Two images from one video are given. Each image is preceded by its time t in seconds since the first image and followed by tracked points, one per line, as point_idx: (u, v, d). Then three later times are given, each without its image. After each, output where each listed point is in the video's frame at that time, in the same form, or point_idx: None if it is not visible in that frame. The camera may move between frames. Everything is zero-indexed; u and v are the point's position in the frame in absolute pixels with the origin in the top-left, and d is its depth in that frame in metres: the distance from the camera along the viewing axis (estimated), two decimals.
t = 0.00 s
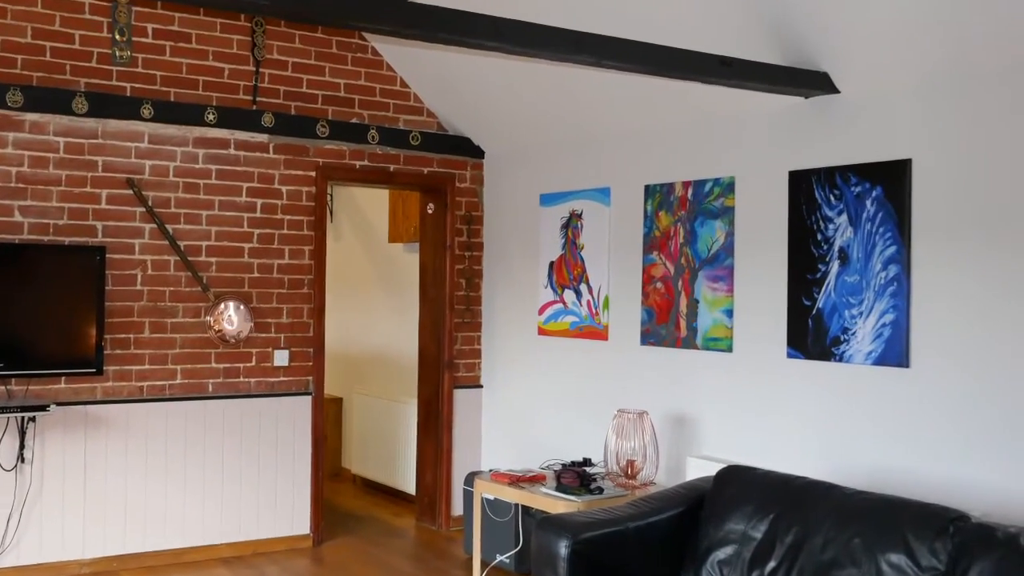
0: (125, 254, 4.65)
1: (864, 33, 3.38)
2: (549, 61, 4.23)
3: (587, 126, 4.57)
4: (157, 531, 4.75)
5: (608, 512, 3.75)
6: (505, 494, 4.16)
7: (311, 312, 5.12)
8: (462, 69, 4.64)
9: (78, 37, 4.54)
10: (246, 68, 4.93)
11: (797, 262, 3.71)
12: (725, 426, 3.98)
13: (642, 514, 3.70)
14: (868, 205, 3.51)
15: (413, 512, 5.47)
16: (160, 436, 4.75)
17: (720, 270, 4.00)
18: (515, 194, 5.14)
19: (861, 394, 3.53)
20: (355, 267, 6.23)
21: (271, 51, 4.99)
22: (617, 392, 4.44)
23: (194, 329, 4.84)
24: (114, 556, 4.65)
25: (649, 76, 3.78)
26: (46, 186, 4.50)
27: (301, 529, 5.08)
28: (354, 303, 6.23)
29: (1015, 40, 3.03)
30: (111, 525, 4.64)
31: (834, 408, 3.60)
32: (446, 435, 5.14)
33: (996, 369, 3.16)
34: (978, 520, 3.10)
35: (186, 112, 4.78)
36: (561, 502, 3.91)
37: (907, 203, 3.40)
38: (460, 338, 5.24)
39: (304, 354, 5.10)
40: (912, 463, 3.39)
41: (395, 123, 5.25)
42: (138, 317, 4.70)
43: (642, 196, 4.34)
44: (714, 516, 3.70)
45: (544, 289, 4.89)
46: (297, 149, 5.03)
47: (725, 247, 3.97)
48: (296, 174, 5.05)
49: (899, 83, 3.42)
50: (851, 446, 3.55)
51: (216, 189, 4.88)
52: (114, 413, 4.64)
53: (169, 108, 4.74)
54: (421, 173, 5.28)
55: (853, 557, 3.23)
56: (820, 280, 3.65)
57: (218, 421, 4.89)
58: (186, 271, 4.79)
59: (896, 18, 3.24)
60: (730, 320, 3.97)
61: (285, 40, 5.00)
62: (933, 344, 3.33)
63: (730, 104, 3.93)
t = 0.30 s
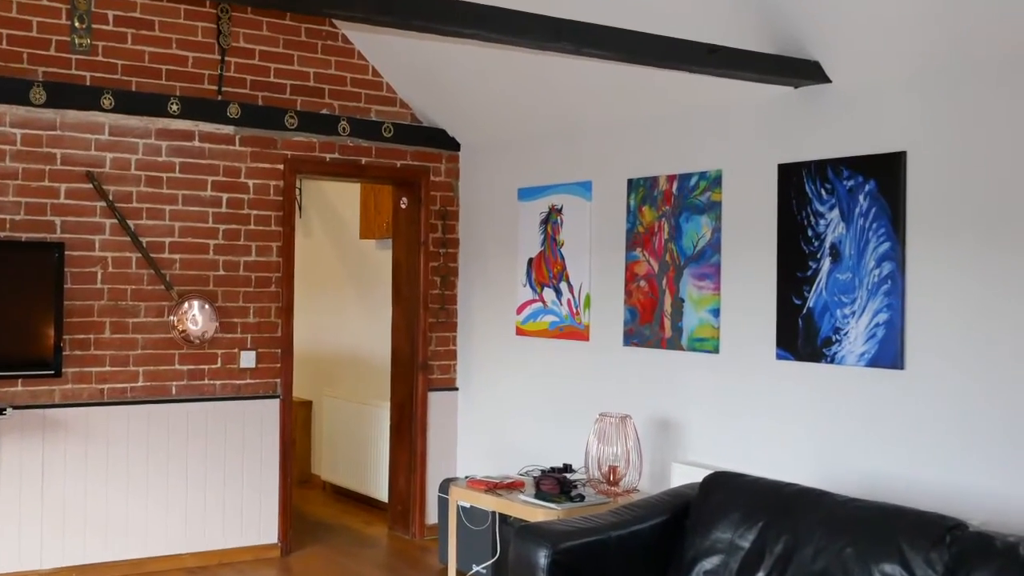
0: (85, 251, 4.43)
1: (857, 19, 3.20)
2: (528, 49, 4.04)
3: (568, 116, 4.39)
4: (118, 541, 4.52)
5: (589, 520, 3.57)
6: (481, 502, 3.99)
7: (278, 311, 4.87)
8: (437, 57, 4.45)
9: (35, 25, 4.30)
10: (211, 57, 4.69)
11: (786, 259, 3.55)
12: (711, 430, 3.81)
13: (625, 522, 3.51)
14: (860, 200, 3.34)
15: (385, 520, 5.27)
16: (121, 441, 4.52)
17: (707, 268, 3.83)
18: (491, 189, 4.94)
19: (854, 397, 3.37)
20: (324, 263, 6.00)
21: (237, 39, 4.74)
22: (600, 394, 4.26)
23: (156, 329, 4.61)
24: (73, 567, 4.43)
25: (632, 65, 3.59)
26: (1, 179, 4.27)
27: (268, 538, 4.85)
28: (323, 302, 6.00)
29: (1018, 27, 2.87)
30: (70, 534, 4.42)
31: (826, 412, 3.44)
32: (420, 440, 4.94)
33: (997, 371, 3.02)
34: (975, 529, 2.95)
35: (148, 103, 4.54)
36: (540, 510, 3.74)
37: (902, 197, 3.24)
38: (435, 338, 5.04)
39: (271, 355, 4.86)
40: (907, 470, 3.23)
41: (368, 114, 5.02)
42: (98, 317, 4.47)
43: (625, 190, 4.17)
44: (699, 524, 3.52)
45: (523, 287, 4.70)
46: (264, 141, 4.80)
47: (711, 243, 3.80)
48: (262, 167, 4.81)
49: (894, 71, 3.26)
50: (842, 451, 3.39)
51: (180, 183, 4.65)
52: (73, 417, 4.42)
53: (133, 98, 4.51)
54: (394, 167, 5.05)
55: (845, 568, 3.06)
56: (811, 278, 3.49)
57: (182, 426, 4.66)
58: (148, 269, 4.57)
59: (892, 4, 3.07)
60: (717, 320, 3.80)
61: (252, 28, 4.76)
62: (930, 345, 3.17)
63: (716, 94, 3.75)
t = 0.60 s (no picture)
0: (45, 248, 4.22)
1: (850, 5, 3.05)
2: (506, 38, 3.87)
3: (548, 108, 4.23)
4: (79, 550, 4.32)
5: (570, 527, 3.41)
6: (458, 509, 3.84)
7: (246, 310, 4.66)
8: (412, 45, 4.27)
9: None
10: (176, 45, 4.47)
11: (775, 256, 3.40)
12: (698, 435, 3.66)
13: (608, 530, 3.35)
14: (853, 195, 3.19)
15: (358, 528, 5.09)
16: (83, 446, 4.32)
17: (693, 266, 3.69)
18: (468, 184, 4.76)
19: (847, 401, 3.22)
20: (295, 261, 5.80)
21: (203, 26, 4.52)
22: (582, 397, 4.10)
23: (120, 329, 4.40)
24: None
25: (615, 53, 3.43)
26: None
27: (234, 547, 4.63)
28: (294, 301, 5.80)
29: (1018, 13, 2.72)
30: (29, 543, 4.22)
31: (818, 416, 3.29)
32: (394, 445, 4.77)
33: (996, 374, 2.87)
34: (973, 538, 2.80)
35: (111, 94, 4.33)
36: (519, 518, 3.59)
37: (896, 191, 3.09)
38: (410, 338, 4.86)
39: (238, 356, 4.64)
40: (902, 478, 3.08)
41: (340, 105, 4.80)
42: (59, 317, 4.27)
43: (608, 185, 4.01)
44: (686, 533, 3.36)
45: (502, 285, 4.53)
46: (232, 134, 4.59)
47: (698, 240, 3.65)
48: (229, 161, 4.60)
49: (888, 60, 3.11)
50: (834, 457, 3.25)
51: (143, 176, 4.44)
52: (32, 421, 4.21)
53: (94, 88, 4.29)
54: (367, 160, 4.85)
55: None
56: (802, 276, 3.34)
57: (146, 430, 4.45)
58: (111, 266, 4.36)
59: None
60: (703, 320, 3.65)
61: (219, 15, 4.54)
62: (926, 347, 3.03)
63: (703, 84, 3.60)
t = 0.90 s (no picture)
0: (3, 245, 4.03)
1: None
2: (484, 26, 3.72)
3: (529, 99, 4.08)
4: (39, 560, 4.13)
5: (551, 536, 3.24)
6: (435, 517, 3.69)
7: (214, 310, 4.47)
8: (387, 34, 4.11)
9: None
10: (141, 33, 4.28)
11: (765, 252, 3.27)
12: (684, 439, 3.53)
13: (591, 539, 3.19)
14: (846, 189, 3.06)
15: (330, 536, 4.92)
16: (44, 452, 4.13)
17: (678, 264, 3.55)
18: (445, 178, 4.60)
19: (839, 405, 3.09)
20: (265, 258, 5.62)
21: (169, 14, 4.33)
22: (564, 400, 3.96)
23: (82, 329, 4.21)
24: None
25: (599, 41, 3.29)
26: None
27: (202, 556, 4.46)
28: (264, 300, 5.62)
29: None
30: None
31: (810, 419, 3.16)
32: (368, 450, 4.61)
33: (995, 376, 2.75)
34: (971, 548, 2.68)
35: (73, 84, 4.14)
36: (499, 526, 3.44)
37: (891, 186, 2.96)
38: (385, 338, 4.69)
39: (206, 359, 4.45)
40: (896, 484, 2.96)
41: (311, 96, 4.62)
42: (19, 316, 4.08)
43: (591, 179, 3.87)
44: (672, 542, 3.20)
45: (480, 283, 4.38)
46: (199, 126, 4.40)
47: (684, 236, 3.52)
48: (196, 154, 4.40)
49: (882, 48, 2.98)
50: (826, 461, 3.12)
51: (107, 170, 4.24)
52: None
53: (56, 78, 4.11)
54: (340, 153, 4.67)
55: None
56: (792, 274, 3.21)
57: (110, 435, 4.26)
58: (73, 264, 4.17)
59: None
60: (689, 319, 3.52)
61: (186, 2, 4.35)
62: (922, 348, 2.90)
63: (690, 75, 3.47)
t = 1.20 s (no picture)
0: None
1: None
2: (463, 15, 3.58)
3: (509, 90, 3.94)
4: None
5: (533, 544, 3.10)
6: (412, 524, 3.55)
7: (182, 309, 4.28)
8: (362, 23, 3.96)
9: None
10: (106, 22, 4.10)
11: (755, 249, 3.15)
12: (670, 443, 3.40)
13: (574, 548, 3.05)
14: (839, 183, 2.94)
15: (303, 544, 4.77)
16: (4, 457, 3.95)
17: (664, 261, 3.42)
18: (422, 173, 4.45)
19: (832, 408, 2.97)
20: (235, 255, 5.45)
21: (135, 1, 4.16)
22: (546, 402, 3.83)
23: (45, 330, 4.04)
24: None
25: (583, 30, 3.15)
26: None
27: (170, 566, 4.29)
28: (234, 299, 5.45)
29: None
30: None
31: (801, 422, 3.04)
32: (342, 454, 4.46)
33: (994, 379, 2.64)
34: (969, 556, 2.56)
35: (34, 74, 3.96)
36: (478, 534, 3.30)
37: (885, 180, 2.84)
38: (359, 339, 4.55)
39: (174, 361, 4.28)
40: (891, 490, 2.84)
41: (283, 87, 4.45)
42: None
43: (574, 173, 3.74)
44: (659, 549, 3.06)
45: (458, 281, 4.23)
46: (167, 118, 4.23)
47: (670, 233, 3.39)
48: (164, 148, 4.23)
49: (877, 37, 2.86)
50: (818, 467, 3.00)
51: (70, 164, 4.07)
52: None
53: (16, 68, 3.93)
54: (313, 146, 4.51)
55: None
56: (783, 272, 3.09)
57: (74, 440, 4.08)
58: (35, 261, 3.99)
59: None
60: (676, 319, 3.39)
61: None
62: (918, 349, 2.79)
63: (677, 65, 3.34)
